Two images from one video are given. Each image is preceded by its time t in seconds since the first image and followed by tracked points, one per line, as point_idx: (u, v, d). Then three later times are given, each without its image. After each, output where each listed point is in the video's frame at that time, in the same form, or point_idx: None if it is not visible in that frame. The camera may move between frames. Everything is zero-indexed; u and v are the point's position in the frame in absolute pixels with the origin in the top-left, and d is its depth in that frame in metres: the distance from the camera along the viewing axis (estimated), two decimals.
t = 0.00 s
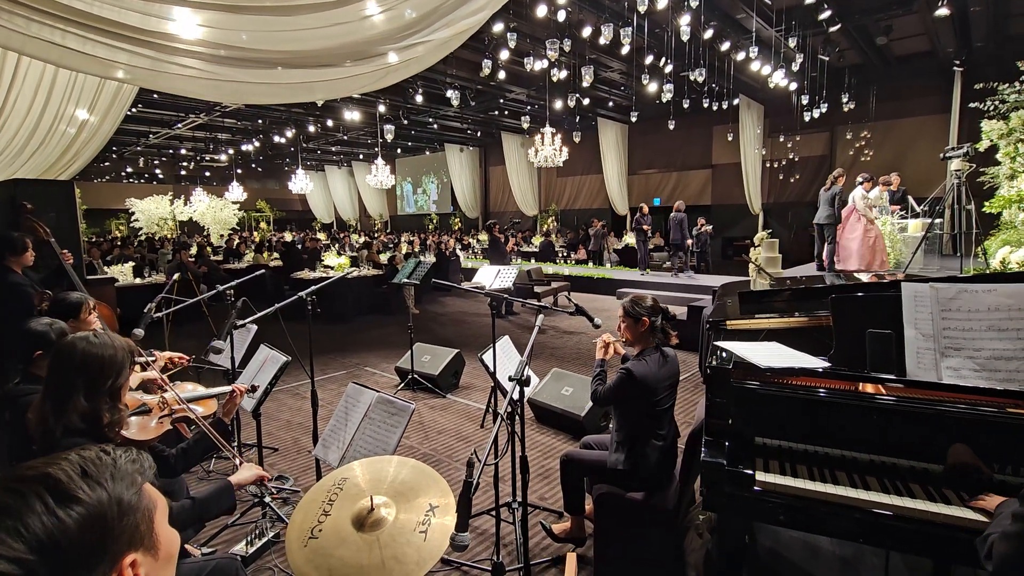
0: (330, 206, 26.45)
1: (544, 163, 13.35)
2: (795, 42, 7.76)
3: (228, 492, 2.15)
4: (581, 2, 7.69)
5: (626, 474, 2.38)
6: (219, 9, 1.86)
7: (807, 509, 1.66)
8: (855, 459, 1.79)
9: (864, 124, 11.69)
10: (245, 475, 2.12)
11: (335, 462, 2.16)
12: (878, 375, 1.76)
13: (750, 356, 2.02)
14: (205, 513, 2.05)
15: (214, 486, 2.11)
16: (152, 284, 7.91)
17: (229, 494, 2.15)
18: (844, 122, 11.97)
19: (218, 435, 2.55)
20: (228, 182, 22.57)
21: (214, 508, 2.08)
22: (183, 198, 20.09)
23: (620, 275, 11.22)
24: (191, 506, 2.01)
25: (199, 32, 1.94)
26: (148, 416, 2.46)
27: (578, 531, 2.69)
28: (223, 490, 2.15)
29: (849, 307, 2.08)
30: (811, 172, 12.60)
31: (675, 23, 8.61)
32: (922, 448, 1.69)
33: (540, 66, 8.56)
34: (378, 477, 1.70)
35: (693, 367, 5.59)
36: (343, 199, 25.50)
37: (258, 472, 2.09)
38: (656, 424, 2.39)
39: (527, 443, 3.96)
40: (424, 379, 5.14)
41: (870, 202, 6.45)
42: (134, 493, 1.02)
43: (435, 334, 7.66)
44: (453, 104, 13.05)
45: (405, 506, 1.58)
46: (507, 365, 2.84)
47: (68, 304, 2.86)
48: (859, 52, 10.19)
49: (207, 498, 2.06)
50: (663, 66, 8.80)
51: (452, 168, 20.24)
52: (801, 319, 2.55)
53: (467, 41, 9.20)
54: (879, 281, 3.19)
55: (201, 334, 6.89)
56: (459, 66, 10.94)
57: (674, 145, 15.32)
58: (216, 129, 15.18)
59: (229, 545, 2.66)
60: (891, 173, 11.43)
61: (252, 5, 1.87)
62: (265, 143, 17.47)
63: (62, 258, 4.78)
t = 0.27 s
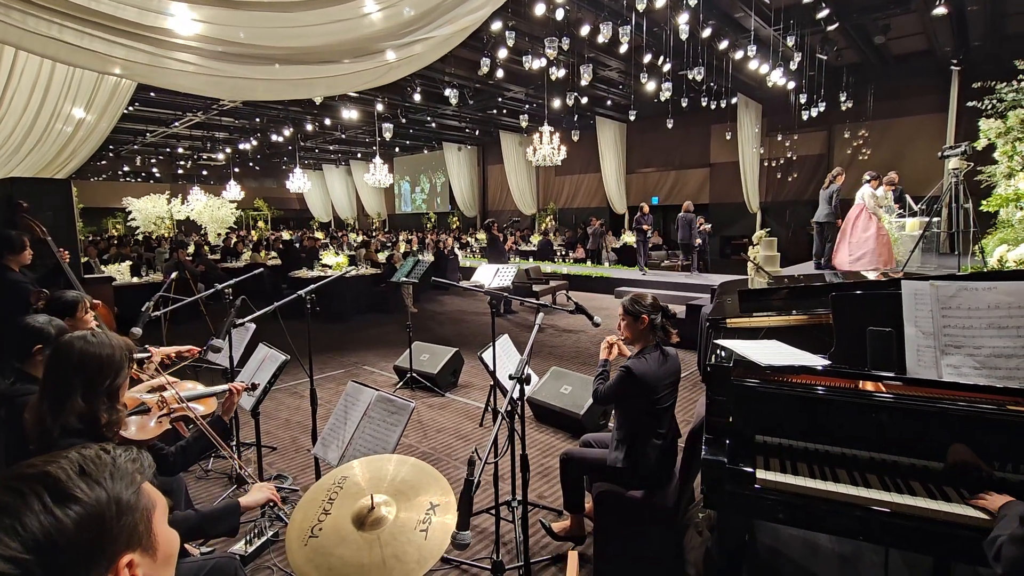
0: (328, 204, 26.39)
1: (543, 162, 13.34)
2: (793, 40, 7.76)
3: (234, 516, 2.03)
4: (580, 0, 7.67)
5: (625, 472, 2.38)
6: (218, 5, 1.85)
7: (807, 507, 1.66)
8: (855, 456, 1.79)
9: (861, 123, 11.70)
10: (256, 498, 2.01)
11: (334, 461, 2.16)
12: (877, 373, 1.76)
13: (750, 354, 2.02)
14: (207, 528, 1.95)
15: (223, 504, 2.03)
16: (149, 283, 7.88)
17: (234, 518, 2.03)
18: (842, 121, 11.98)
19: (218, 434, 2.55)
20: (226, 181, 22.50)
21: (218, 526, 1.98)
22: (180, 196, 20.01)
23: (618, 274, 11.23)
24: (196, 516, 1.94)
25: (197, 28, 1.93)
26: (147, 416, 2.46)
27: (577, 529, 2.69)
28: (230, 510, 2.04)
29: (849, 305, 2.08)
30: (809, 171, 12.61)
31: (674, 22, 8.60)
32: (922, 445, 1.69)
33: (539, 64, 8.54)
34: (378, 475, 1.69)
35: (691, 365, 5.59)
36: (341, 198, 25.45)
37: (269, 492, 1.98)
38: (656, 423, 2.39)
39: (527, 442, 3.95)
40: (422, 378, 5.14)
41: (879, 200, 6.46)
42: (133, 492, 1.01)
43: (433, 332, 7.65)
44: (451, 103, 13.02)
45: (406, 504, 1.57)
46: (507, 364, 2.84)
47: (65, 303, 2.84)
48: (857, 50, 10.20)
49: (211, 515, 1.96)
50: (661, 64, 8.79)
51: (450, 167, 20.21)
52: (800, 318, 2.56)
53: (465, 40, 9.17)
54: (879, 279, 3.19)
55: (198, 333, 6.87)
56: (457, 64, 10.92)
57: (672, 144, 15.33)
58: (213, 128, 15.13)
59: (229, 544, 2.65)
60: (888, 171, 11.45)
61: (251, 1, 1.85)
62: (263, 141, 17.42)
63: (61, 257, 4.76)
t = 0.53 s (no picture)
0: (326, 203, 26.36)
1: (541, 161, 13.34)
2: (791, 39, 7.76)
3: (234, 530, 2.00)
4: None
5: (626, 470, 2.38)
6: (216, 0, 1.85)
7: (806, 505, 1.66)
8: (854, 454, 1.79)
9: (859, 122, 11.72)
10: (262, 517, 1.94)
11: (334, 460, 2.15)
12: (875, 371, 1.76)
13: (749, 352, 2.02)
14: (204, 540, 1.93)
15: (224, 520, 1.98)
16: (147, 282, 7.87)
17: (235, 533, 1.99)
18: (839, 120, 12.00)
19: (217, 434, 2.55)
20: (223, 180, 22.46)
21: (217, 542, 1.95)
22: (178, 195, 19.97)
23: (617, 273, 11.24)
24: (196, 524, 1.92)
25: (194, 24, 1.92)
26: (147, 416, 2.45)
27: (576, 527, 2.70)
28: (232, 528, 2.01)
29: (849, 303, 2.08)
30: (807, 170, 12.63)
31: (672, 21, 8.59)
32: (921, 443, 1.70)
33: (537, 62, 8.52)
34: (378, 474, 1.69)
35: (690, 364, 5.59)
36: (339, 197, 25.42)
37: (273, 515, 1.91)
38: (656, 421, 2.39)
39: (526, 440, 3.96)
40: (421, 377, 5.14)
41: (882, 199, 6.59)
42: (150, 486, 1.00)
43: (432, 331, 7.65)
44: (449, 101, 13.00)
45: (406, 503, 1.57)
46: (506, 362, 2.83)
47: (64, 302, 2.83)
48: (855, 49, 10.22)
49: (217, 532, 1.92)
50: (659, 63, 8.80)
51: (448, 166, 20.20)
52: (797, 316, 2.58)
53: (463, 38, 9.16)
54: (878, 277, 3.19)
55: (196, 333, 6.86)
56: (455, 63, 10.91)
57: (671, 143, 15.34)
58: (211, 127, 15.09)
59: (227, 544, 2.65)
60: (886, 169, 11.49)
61: None
62: (261, 140, 17.38)
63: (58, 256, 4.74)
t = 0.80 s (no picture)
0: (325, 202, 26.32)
1: (540, 159, 13.33)
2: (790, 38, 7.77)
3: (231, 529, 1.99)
4: None
5: (626, 469, 2.38)
6: None
7: (806, 502, 1.66)
8: (854, 452, 1.79)
9: (858, 120, 11.73)
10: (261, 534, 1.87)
11: (334, 458, 2.15)
12: (873, 368, 1.77)
13: (749, 350, 2.01)
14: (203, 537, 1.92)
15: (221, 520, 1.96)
16: (146, 281, 7.86)
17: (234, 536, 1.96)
18: (838, 118, 12.01)
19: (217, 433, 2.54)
20: (222, 179, 22.43)
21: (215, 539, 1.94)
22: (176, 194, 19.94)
23: (616, 271, 11.24)
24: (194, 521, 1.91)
25: (192, 20, 1.92)
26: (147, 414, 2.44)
27: (576, 526, 2.70)
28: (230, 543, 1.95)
29: (849, 301, 2.08)
30: (806, 168, 12.64)
31: (671, 19, 8.59)
32: (921, 441, 1.70)
33: (536, 61, 8.51)
34: (378, 472, 1.68)
35: (690, 362, 5.60)
36: (338, 196, 25.38)
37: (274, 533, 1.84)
38: (656, 419, 2.39)
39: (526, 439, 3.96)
40: (421, 376, 5.14)
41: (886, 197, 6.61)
42: (170, 482, 1.00)
43: (431, 330, 7.65)
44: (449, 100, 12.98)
45: (407, 501, 1.56)
46: (506, 361, 2.83)
47: (64, 300, 2.82)
48: (854, 48, 10.24)
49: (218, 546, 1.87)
50: (658, 61, 8.79)
51: (447, 165, 20.17)
52: (797, 314, 2.61)
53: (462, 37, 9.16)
54: (877, 275, 3.20)
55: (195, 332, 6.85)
56: (454, 62, 10.90)
57: (670, 141, 15.34)
58: (209, 125, 15.06)
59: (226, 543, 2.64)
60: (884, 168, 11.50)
61: None
62: (259, 139, 17.35)
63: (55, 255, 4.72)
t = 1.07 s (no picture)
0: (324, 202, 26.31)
1: (540, 158, 13.32)
2: (790, 36, 7.77)
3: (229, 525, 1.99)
4: None
5: (626, 468, 2.38)
6: None
7: (807, 501, 1.66)
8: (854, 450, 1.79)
9: (858, 119, 11.72)
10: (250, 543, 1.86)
11: (335, 457, 2.15)
12: (874, 367, 1.77)
13: (749, 348, 2.01)
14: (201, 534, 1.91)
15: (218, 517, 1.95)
16: (145, 281, 7.85)
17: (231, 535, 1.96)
18: (838, 117, 12.00)
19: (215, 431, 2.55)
20: (222, 178, 22.42)
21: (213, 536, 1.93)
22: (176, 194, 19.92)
23: (615, 270, 11.23)
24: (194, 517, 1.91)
25: (192, 18, 1.92)
26: (147, 411, 2.45)
27: (576, 524, 2.70)
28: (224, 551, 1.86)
29: (849, 300, 2.08)
30: (806, 167, 12.64)
31: (671, 18, 8.58)
32: (921, 440, 1.70)
33: (536, 60, 8.51)
34: (378, 471, 1.68)
35: (690, 361, 5.60)
36: (338, 195, 25.36)
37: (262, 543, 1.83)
38: (657, 418, 2.39)
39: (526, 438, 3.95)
40: (421, 375, 5.14)
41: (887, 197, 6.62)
42: (165, 482, 1.00)
43: (431, 329, 7.65)
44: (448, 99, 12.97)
45: (407, 500, 1.56)
46: (506, 359, 2.82)
47: (63, 299, 2.83)
48: (854, 47, 10.24)
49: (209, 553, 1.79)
50: (658, 60, 8.79)
51: (447, 164, 20.16)
52: (796, 313, 2.66)
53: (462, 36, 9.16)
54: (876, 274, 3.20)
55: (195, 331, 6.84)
56: (454, 61, 10.89)
57: (669, 140, 15.34)
58: (209, 125, 15.06)
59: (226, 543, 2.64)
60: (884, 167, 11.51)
61: None
62: (259, 138, 17.34)
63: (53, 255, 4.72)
